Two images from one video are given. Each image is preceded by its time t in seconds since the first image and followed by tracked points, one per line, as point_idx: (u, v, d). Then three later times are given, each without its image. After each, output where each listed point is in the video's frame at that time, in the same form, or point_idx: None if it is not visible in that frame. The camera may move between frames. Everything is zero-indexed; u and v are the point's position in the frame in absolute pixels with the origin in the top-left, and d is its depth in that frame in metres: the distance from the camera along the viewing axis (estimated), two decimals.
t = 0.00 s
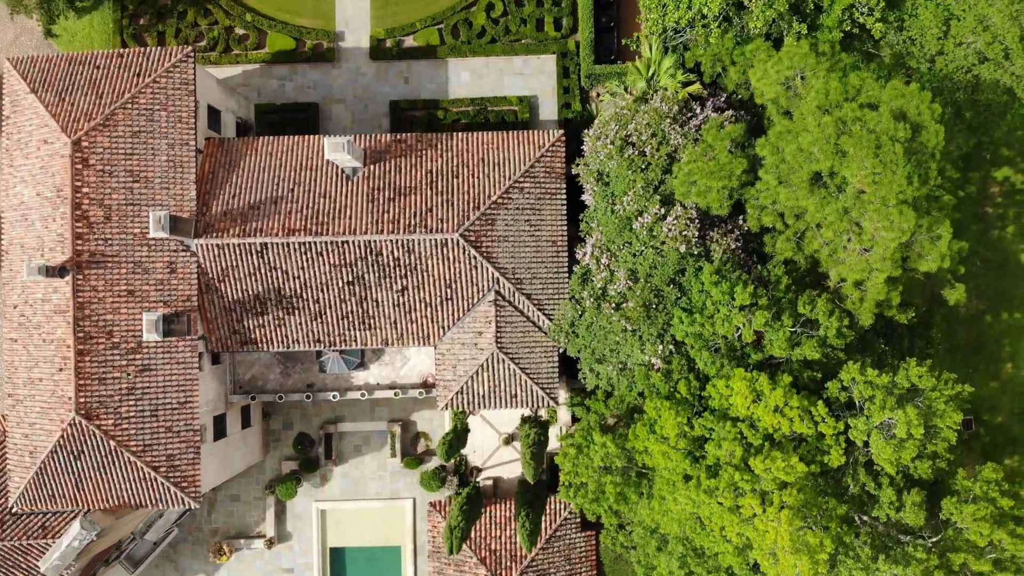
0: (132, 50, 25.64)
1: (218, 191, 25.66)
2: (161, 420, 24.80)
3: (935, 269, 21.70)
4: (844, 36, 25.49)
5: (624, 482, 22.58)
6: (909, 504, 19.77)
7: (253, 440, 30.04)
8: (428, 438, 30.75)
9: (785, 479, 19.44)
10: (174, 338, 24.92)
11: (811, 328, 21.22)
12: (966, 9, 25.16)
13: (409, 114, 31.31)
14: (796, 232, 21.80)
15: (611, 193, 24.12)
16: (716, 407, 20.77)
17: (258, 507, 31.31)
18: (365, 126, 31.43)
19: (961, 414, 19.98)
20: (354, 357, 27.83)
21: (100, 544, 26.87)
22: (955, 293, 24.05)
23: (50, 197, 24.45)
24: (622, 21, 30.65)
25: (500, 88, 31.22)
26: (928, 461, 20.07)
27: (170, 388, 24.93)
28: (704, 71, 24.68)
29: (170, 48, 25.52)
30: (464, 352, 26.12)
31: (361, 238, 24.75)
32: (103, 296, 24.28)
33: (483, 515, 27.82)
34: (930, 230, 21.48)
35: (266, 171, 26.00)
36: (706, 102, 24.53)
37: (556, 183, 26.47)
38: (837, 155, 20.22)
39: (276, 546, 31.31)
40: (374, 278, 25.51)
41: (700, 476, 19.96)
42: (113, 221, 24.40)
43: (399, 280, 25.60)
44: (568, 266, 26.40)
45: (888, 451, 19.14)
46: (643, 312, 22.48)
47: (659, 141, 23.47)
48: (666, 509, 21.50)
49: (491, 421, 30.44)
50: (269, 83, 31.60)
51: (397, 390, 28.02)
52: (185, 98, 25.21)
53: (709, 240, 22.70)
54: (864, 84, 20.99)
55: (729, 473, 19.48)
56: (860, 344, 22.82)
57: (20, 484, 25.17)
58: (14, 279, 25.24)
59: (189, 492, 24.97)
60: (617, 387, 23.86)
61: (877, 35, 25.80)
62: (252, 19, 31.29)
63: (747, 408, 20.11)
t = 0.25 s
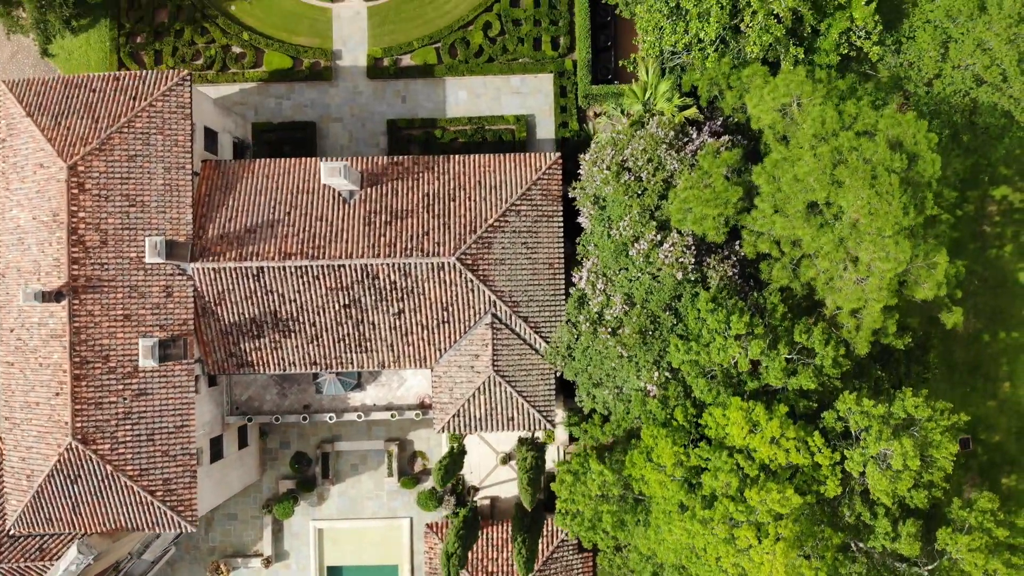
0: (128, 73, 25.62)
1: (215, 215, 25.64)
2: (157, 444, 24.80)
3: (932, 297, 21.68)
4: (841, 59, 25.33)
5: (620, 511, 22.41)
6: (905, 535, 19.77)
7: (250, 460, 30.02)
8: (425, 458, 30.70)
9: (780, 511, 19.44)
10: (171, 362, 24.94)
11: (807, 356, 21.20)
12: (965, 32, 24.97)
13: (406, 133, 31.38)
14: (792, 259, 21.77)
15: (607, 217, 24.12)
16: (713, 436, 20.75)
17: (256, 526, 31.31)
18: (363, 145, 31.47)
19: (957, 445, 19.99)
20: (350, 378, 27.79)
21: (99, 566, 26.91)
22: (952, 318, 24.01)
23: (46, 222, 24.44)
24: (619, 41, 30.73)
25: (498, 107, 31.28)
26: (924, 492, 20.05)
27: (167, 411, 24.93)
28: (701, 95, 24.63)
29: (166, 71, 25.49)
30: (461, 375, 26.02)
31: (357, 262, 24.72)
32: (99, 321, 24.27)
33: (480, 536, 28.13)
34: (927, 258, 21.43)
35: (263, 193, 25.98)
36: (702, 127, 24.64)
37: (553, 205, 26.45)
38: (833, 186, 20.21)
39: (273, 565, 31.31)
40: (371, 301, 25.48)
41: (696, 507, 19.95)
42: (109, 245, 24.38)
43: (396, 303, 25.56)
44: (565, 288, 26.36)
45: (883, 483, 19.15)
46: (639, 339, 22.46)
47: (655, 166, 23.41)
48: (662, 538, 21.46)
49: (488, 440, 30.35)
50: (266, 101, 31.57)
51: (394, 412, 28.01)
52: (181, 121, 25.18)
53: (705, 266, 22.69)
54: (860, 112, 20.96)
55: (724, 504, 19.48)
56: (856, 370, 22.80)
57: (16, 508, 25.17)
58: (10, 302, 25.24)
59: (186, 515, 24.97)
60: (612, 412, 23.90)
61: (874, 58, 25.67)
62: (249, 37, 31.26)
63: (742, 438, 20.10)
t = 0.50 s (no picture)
0: (125, 95, 25.62)
1: (212, 236, 25.61)
2: (154, 467, 24.81)
3: (928, 323, 21.70)
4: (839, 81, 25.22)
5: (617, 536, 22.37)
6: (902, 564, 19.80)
7: (248, 479, 30.01)
8: (423, 476, 30.74)
9: (777, 540, 19.45)
10: (168, 385, 24.95)
11: (804, 384, 21.15)
12: (962, 54, 25.01)
13: (404, 150, 31.37)
14: (789, 285, 21.76)
15: (604, 240, 24.06)
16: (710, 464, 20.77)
17: (253, 543, 31.31)
18: (361, 163, 31.49)
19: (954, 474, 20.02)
20: (348, 399, 27.78)
21: None
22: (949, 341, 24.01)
23: (43, 244, 24.44)
24: (617, 59, 30.86)
25: (495, 125, 31.31)
26: (921, 520, 20.06)
27: (164, 434, 24.93)
28: (698, 118, 24.65)
29: (163, 93, 25.50)
30: (458, 397, 25.97)
31: (354, 284, 24.70)
32: (96, 344, 24.27)
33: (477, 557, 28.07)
34: (924, 284, 21.43)
35: (260, 215, 25.96)
36: (700, 148, 24.81)
37: (550, 226, 26.43)
38: (830, 214, 20.21)
39: None
40: (368, 323, 25.45)
41: (693, 536, 19.96)
42: (106, 268, 24.38)
43: (393, 325, 25.52)
44: (562, 309, 26.31)
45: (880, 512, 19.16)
46: (636, 364, 22.39)
47: (652, 190, 23.41)
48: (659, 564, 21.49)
49: (486, 459, 30.33)
50: (264, 119, 31.54)
51: (391, 432, 28.01)
52: (178, 144, 25.18)
53: (702, 290, 22.62)
54: (857, 138, 20.95)
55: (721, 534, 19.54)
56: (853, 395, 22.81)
57: (13, 530, 25.17)
58: (8, 324, 25.24)
59: (183, 538, 24.98)
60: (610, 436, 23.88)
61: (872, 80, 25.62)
62: (246, 55, 31.19)
63: (739, 466, 20.11)
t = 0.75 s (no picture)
0: (122, 115, 25.60)
1: (209, 257, 25.57)
2: (152, 488, 24.80)
3: (926, 347, 21.70)
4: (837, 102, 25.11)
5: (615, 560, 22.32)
6: None
7: (246, 496, 30.00)
8: (421, 492, 30.75)
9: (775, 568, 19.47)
10: (166, 407, 24.95)
11: (802, 409, 21.13)
12: (961, 74, 24.90)
13: (402, 167, 31.37)
14: (787, 309, 21.73)
15: (603, 261, 23.95)
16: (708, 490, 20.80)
17: (251, 560, 31.31)
18: (359, 179, 31.49)
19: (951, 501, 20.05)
20: (345, 418, 27.74)
21: None
22: (947, 363, 23.97)
23: (41, 266, 24.41)
24: (616, 77, 30.78)
25: (494, 141, 31.34)
26: (919, 547, 20.06)
27: (161, 455, 24.93)
28: (696, 139, 24.63)
29: (160, 113, 25.48)
30: (456, 417, 25.94)
31: (352, 305, 24.68)
32: (93, 366, 24.25)
33: None
34: (922, 309, 21.40)
35: (257, 234, 25.93)
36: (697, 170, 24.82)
37: (548, 246, 26.40)
38: (828, 240, 20.19)
39: None
40: (365, 343, 25.43)
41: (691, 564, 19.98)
42: (103, 290, 24.35)
43: (391, 345, 25.49)
44: (560, 328, 26.25)
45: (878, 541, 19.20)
46: (634, 388, 22.31)
47: (650, 213, 23.36)
48: None
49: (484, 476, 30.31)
50: (262, 135, 31.50)
51: (388, 452, 28.00)
52: (175, 165, 25.16)
53: (700, 313, 22.60)
54: (855, 164, 20.95)
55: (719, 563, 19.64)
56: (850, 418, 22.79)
57: (11, 550, 25.13)
58: (6, 345, 25.21)
59: (181, 559, 24.99)
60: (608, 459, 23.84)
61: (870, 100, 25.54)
62: (244, 71, 31.14)
63: (737, 493, 20.12)
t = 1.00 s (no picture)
0: (121, 136, 25.59)
1: (209, 278, 25.56)
2: (152, 510, 24.83)
3: (926, 372, 21.69)
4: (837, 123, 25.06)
5: None
6: None
7: (246, 514, 30.02)
8: (420, 509, 30.76)
9: None
10: (166, 428, 24.96)
11: (802, 434, 21.11)
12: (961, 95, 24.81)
13: (402, 184, 31.40)
14: (787, 334, 21.69)
15: (603, 282, 23.91)
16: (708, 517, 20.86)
17: None
18: (359, 196, 31.52)
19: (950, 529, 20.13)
20: (345, 437, 27.72)
21: None
22: (947, 386, 23.93)
23: (41, 288, 24.41)
24: (615, 95, 30.91)
25: (494, 158, 31.40)
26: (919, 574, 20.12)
27: (161, 476, 24.95)
28: (695, 162, 24.65)
29: (159, 134, 25.47)
30: (455, 438, 25.95)
31: (352, 327, 24.68)
32: (93, 388, 24.26)
33: None
34: (921, 334, 21.36)
35: (257, 255, 25.92)
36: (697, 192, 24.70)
37: (548, 266, 26.36)
38: (828, 267, 20.15)
39: None
40: (365, 364, 25.44)
41: None
42: (103, 312, 24.35)
43: (390, 366, 25.49)
44: (560, 349, 26.19)
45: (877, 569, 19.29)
46: (633, 413, 22.26)
47: (649, 236, 23.34)
48: None
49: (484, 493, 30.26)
50: (261, 152, 31.47)
51: (388, 471, 27.99)
52: (175, 186, 25.15)
53: (700, 337, 22.55)
54: (855, 190, 20.96)
55: None
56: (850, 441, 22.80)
57: (11, 571, 25.13)
58: (6, 366, 25.22)
59: None
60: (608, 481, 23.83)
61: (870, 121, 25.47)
62: (244, 88, 31.11)
63: (737, 520, 20.17)
